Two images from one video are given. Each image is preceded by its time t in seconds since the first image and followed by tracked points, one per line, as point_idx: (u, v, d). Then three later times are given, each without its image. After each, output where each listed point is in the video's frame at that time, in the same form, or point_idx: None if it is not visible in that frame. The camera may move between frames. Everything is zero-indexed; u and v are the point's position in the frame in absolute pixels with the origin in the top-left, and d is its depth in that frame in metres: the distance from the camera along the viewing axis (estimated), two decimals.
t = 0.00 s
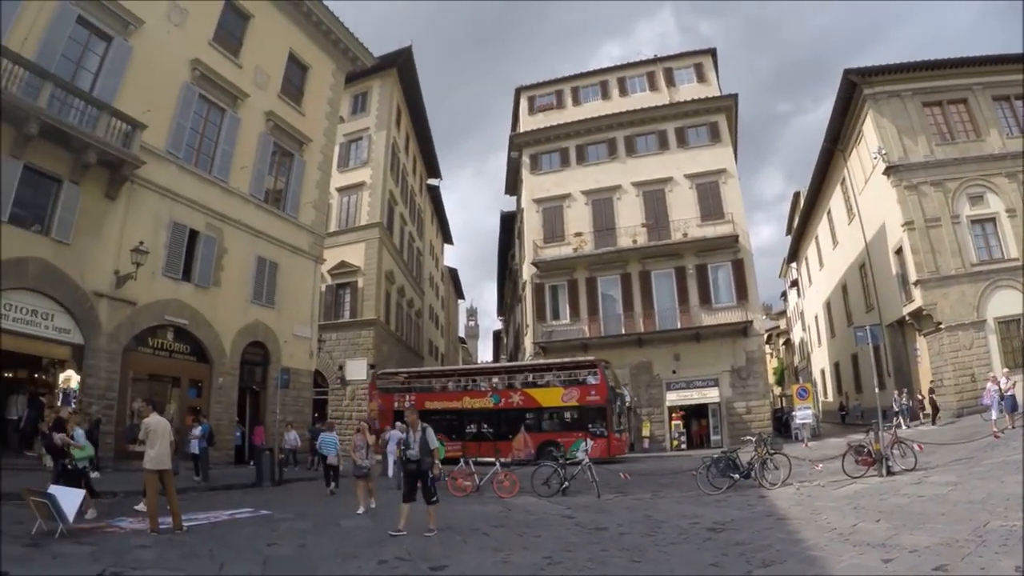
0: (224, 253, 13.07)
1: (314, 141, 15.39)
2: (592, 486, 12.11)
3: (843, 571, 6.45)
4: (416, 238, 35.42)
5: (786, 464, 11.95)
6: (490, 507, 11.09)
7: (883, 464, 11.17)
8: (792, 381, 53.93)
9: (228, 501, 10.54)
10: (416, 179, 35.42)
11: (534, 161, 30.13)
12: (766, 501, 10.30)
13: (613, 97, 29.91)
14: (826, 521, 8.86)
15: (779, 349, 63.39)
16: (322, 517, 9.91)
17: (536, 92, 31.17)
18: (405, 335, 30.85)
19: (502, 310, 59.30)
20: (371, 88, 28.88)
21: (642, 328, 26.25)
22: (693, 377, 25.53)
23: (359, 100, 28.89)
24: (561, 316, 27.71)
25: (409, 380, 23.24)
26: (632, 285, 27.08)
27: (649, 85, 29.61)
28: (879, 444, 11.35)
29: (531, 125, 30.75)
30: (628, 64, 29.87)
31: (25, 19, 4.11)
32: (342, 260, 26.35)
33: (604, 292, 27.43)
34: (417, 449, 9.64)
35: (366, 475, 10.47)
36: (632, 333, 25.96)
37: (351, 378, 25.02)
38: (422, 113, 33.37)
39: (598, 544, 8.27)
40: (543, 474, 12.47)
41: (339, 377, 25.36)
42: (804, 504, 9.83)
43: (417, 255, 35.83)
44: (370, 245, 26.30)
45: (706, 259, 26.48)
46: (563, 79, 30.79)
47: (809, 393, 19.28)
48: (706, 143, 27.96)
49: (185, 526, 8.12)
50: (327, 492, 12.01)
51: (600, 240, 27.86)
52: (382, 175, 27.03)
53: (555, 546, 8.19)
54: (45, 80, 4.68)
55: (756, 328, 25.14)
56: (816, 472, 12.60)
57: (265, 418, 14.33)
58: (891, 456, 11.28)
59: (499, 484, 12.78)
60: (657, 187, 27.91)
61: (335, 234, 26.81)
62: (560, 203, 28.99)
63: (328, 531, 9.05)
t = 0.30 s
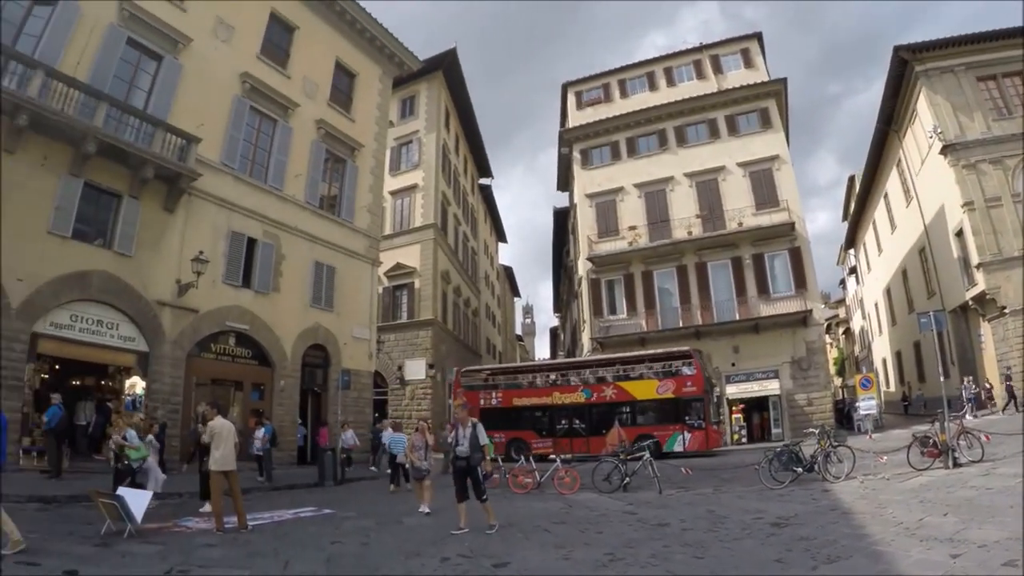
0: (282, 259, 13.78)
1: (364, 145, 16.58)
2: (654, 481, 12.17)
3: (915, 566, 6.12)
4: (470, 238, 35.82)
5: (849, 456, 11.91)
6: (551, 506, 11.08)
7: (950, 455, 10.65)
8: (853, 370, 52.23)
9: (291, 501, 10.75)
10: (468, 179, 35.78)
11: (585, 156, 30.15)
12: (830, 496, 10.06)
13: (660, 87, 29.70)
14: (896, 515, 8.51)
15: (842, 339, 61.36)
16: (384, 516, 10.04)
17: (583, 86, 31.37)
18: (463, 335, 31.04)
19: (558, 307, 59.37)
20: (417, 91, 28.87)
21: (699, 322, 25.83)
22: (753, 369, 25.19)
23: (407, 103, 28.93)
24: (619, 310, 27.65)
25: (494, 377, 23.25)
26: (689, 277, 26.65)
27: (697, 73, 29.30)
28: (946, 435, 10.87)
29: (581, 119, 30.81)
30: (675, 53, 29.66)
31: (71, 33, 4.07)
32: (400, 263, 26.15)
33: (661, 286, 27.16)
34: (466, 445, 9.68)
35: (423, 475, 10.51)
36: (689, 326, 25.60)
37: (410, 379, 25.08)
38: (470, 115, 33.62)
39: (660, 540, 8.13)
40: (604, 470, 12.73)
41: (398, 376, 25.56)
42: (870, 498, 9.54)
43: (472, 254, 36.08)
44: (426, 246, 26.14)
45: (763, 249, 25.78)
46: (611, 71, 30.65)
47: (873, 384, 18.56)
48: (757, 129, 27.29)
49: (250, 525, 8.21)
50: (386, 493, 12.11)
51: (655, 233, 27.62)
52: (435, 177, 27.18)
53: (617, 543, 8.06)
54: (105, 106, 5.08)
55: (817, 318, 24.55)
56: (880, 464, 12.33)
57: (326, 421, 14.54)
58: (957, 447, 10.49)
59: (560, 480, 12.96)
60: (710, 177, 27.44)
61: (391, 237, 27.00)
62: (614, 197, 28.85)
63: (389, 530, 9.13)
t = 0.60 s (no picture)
0: (326, 262, 11.27)
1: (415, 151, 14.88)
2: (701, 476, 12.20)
3: (968, 560, 5.92)
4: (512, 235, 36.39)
5: (899, 449, 11.68)
6: (599, 502, 11.15)
7: (1002, 446, 10.33)
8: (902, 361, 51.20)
9: (340, 500, 11.01)
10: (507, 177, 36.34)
11: (625, 150, 31.83)
12: (879, 490, 9.88)
13: (695, 78, 31.10)
14: (947, 508, 8.29)
15: (891, 329, 59.95)
16: (432, 514, 10.22)
17: (619, 80, 33.05)
18: (507, 331, 31.49)
19: (602, 303, 59.50)
20: (454, 93, 29.34)
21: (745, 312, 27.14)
22: (800, 360, 26.38)
23: (445, 105, 29.48)
24: (663, 304, 29.05)
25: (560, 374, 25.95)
26: (733, 270, 27.91)
27: (732, 63, 30.60)
28: (998, 426, 10.52)
29: (619, 112, 32.46)
30: (708, 46, 31.05)
31: (118, 55, 4.25)
32: (442, 262, 27.44)
33: (707, 279, 28.42)
34: (509, 442, 9.81)
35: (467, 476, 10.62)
36: (735, 320, 26.86)
37: (458, 378, 26.01)
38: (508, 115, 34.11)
39: (708, 537, 8.03)
40: (651, 466, 12.84)
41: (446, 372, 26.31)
42: (920, 491, 9.32)
43: (514, 251, 36.50)
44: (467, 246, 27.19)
45: (807, 238, 26.87)
46: (648, 65, 32.08)
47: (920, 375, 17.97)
48: (796, 117, 28.43)
49: (300, 524, 8.43)
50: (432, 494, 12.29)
51: (697, 224, 29.03)
52: (475, 177, 27.84)
53: (665, 540, 7.98)
54: (143, 114, 4.68)
55: (862, 309, 25.54)
56: (930, 457, 12.07)
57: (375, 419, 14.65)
58: (1011, 439, 10.09)
59: (608, 477, 13.14)
60: (751, 168, 28.69)
61: (437, 235, 27.87)
62: (655, 191, 30.38)
63: (437, 527, 9.25)
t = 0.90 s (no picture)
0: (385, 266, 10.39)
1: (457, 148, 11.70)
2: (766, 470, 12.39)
3: None
4: (567, 233, 36.37)
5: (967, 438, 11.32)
6: (661, 500, 11.04)
7: None
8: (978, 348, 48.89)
9: (404, 501, 11.19)
10: (561, 175, 36.33)
11: (677, 141, 35.78)
12: (951, 483, 9.48)
13: (744, 63, 34.65)
14: None
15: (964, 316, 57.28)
16: (494, 514, 10.27)
17: (668, 72, 37.23)
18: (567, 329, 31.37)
19: (658, 297, 58.81)
20: (503, 92, 29.45)
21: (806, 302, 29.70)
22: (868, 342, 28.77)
23: (495, 105, 29.63)
24: (722, 297, 32.32)
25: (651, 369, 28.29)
26: (794, 257, 30.61)
27: (779, 48, 34.01)
28: None
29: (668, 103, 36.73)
30: (755, 33, 34.42)
31: (170, 76, 4.56)
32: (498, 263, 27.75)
33: (767, 271, 31.29)
34: (565, 442, 9.84)
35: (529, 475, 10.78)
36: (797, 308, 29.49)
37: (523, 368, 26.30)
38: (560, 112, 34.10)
39: (774, 533, 7.82)
40: (714, 461, 12.82)
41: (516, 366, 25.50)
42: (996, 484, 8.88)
43: (570, 249, 36.41)
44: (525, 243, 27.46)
45: (867, 224, 29.23)
46: (696, 55, 35.64)
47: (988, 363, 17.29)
48: (849, 98, 31.22)
49: (364, 524, 8.64)
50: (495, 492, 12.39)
51: (753, 214, 32.15)
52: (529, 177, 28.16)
53: (728, 537, 7.80)
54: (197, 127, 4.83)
55: (925, 293, 27.51)
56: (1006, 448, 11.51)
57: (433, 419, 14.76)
58: None
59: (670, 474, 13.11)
60: (806, 153, 31.60)
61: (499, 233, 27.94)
62: (710, 180, 34.02)
63: (499, 527, 9.28)
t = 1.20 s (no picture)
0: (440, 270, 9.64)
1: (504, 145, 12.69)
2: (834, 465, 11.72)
3: None
4: (624, 229, 35.78)
5: None
6: (723, 497, 10.68)
7: None
8: None
9: (465, 501, 11.22)
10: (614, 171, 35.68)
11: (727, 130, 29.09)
12: None
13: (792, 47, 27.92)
14: None
15: None
16: (555, 514, 10.17)
17: (715, 59, 30.45)
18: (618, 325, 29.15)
19: (720, 289, 57.03)
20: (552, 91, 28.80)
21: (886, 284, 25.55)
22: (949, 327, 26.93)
23: (544, 102, 28.85)
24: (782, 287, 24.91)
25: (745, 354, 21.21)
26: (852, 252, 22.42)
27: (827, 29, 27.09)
28: None
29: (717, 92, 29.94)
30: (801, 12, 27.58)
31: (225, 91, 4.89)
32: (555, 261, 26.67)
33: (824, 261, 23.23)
34: (623, 442, 9.65)
35: (586, 478, 10.42)
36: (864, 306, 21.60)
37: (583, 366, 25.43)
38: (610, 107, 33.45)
39: (840, 531, 7.41)
40: (776, 457, 12.49)
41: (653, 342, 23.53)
42: None
43: (627, 245, 35.67)
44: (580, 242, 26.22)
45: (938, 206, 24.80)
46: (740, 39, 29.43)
47: None
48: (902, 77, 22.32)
49: (425, 525, 8.70)
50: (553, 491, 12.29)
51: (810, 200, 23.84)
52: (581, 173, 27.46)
53: (792, 535, 7.42)
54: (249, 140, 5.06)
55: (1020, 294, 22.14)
56: None
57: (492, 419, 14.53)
58: None
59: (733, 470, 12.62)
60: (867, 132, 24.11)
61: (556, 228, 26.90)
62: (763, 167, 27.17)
63: (560, 527, 9.16)
